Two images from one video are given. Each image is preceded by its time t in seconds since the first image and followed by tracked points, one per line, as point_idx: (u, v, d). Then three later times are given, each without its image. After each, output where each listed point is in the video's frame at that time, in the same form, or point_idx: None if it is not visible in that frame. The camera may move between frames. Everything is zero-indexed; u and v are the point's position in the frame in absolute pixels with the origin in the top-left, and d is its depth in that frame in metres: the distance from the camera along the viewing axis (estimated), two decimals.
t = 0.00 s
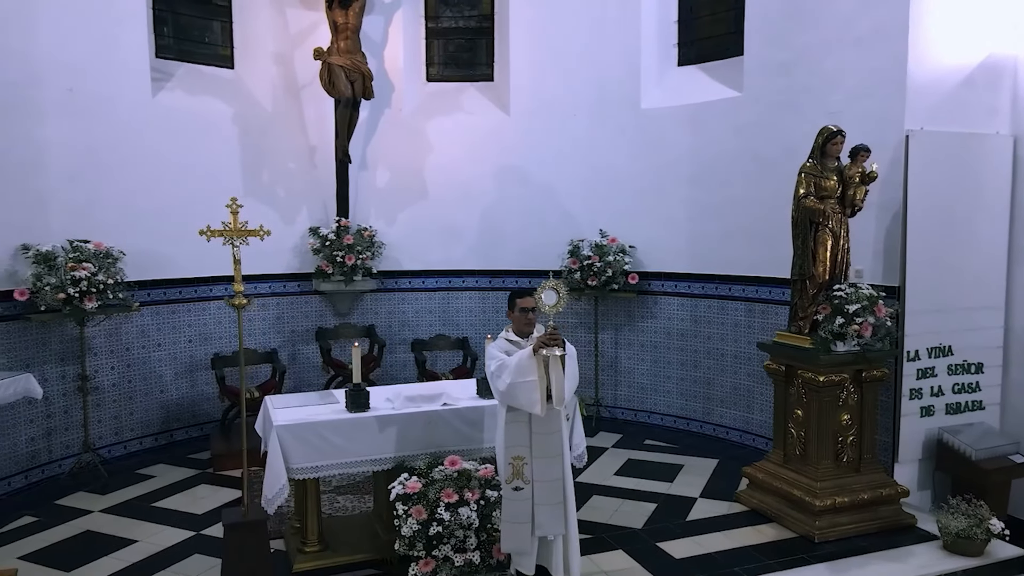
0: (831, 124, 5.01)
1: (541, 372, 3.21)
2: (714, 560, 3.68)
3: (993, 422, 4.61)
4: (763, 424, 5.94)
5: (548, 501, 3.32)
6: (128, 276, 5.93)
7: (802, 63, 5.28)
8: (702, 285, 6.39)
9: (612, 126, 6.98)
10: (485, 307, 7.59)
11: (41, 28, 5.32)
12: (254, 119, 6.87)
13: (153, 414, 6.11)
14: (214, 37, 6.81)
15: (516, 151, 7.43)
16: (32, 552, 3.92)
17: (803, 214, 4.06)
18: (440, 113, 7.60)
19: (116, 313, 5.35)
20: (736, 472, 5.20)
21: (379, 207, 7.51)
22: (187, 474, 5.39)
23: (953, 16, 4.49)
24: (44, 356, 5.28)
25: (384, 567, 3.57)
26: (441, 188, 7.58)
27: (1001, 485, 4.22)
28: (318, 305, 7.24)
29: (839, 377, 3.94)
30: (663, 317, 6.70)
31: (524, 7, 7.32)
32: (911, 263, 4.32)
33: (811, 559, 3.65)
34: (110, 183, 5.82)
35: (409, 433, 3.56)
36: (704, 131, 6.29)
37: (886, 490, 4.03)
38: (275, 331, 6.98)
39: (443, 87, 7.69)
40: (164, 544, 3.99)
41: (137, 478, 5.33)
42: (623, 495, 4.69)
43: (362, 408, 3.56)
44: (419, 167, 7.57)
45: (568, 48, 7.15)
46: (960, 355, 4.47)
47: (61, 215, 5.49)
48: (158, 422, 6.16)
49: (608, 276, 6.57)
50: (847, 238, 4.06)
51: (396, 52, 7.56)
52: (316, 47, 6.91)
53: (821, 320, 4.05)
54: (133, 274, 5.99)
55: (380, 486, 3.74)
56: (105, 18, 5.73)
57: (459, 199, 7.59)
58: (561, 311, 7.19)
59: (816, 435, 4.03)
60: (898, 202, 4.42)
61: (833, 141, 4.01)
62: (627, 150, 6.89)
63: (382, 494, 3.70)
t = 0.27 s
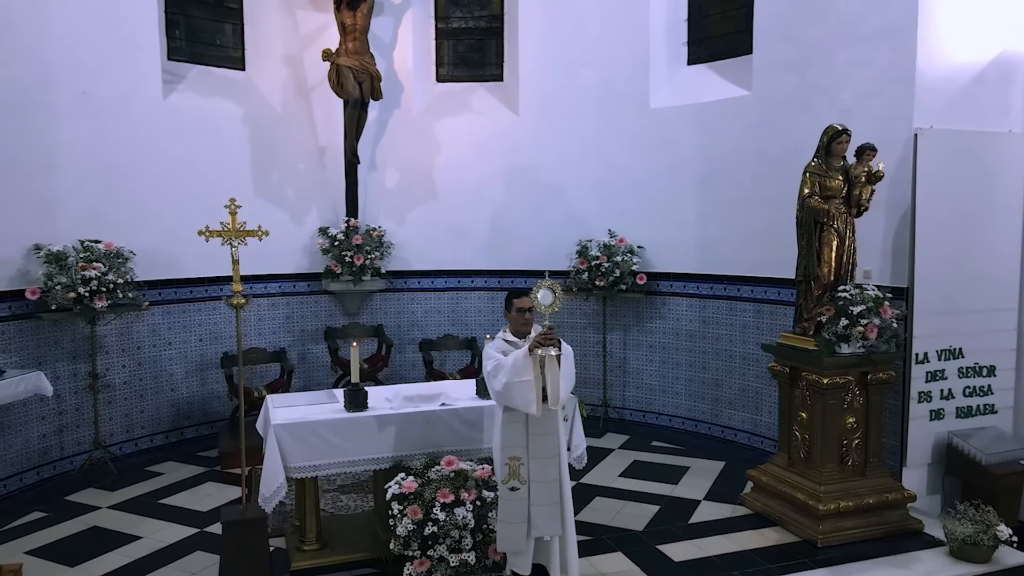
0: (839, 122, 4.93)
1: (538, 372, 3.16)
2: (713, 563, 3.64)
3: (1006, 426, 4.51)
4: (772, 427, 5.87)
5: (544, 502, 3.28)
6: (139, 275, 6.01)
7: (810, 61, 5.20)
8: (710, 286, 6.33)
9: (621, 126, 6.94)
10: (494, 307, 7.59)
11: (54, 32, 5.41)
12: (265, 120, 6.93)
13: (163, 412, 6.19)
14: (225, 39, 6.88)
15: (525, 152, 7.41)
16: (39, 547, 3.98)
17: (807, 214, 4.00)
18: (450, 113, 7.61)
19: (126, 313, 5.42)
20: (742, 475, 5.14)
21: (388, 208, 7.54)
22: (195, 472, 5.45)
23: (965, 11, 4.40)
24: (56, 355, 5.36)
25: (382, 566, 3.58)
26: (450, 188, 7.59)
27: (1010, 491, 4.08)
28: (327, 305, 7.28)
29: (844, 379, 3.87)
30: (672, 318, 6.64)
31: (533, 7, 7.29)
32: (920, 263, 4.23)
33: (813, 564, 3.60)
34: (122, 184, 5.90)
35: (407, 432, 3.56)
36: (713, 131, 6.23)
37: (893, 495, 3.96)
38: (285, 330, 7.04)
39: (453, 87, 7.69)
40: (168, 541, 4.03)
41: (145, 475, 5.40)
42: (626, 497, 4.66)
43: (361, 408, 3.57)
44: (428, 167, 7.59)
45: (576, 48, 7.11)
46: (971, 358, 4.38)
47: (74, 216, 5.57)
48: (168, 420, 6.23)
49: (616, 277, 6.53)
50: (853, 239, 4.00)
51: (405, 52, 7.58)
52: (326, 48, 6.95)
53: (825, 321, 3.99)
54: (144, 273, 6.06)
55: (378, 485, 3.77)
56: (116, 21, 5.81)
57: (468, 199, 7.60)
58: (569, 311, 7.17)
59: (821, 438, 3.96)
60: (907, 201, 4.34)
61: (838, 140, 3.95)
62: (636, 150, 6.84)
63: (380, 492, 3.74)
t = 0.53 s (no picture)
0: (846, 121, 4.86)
1: (536, 372, 3.13)
2: (713, 567, 3.61)
3: (1017, 430, 4.42)
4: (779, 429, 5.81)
5: (543, 503, 3.24)
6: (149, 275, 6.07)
7: (817, 60, 5.13)
8: (718, 287, 6.27)
9: (629, 126, 6.90)
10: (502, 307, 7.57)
11: (65, 35, 5.48)
12: (274, 121, 6.99)
13: (173, 410, 6.26)
14: (235, 41, 6.94)
15: (533, 152, 7.40)
16: (46, 543, 4.04)
17: (812, 214, 3.95)
18: (458, 114, 7.62)
19: (135, 312, 5.49)
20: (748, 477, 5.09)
21: (396, 208, 7.56)
22: (202, 470, 5.50)
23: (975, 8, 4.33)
24: (67, 353, 5.44)
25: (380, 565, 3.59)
26: (458, 189, 7.60)
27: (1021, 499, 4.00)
28: (336, 305, 7.32)
29: (848, 381, 3.82)
30: (679, 319, 6.59)
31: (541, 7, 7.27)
32: (927, 265, 4.16)
33: (814, 568, 3.56)
34: (132, 185, 5.97)
35: (405, 433, 3.57)
36: (721, 130, 6.18)
37: (898, 500, 3.90)
38: (294, 330, 7.08)
39: (461, 88, 7.69)
40: (171, 538, 4.07)
41: (154, 472, 5.46)
42: (629, 499, 4.64)
43: (359, 408, 3.59)
44: (436, 168, 7.60)
45: (584, 48, 7.08)
46: (981, 360, 4.29)
47: (84, 216, 5.64)
48: (178, 418, 6.30)
49: (623, 277, 6.50)
50: (857, 239, 3.95)
51: (413, 53, 7.60)
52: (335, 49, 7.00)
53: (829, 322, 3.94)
54: (155, 273, 6.13)
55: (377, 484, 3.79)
56: (127, 24, 5.88)
57: (476, 199, 7.60)
58: (577, 311, 7.16)
59: (825, 441, 3.91)
60: (915, 201, 4.26)
61: (842, 139, 3.88)
62: (644, 150, 6.80)
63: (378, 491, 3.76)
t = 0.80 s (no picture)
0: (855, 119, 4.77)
1: (532, 371, 3.04)
2: (711, 571, 3.57)
3: None
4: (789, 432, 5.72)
5: (542, 503, 3.16)
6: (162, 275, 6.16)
7: (826, 58, 5.05)
8: (728, 287, 6.20)
9: (639, 125, 6.85)
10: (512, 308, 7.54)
11: (80, 38, 5.58)
12: (286, 123, 7.06)
13: (185, 408, 6.33)
14: (248, 44, 7.02)
15: (543, 152, 7.38)
16: (54, 537, 4.12)
17: (816, 214, 3.89)
18: (469, 114, 7.62)
19: (146, 311, 5.57)
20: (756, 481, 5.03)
21: (407, 208, 7.59)
22: (210, 467, 5.56)
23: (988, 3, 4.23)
24: (80, 351, 5.55)
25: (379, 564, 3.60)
26: (469, 189, 7.61)
27: None
28: (347, 305, 7.37)
29: (853, 384, 3.75)
30: (689, 320, 6.53)
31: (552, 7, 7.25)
32: (938, 266, 4.07)
33: (815, 574, 3.50)
34: (146, 185, 6.07)
35: (403, 433, 3.58)
36: (731, 129, 6.11)
37: (905, 505, 3.81)
38: (305, 329, 7.14)
39: (473, 88, 7.70)
40: (176, 534, 4.13)
41: (164, 469, 5.54)
42: (633, 501, 4.61)
43: (358, 407, 3.60)
44: (447, 168, 7.62)
45: (594, 47, 7.04)
46: (995, 364, 4.18)
47: (98, 217, 5.74)
48: (190, 416, 6.38)
49: (632, 278, 6.45)
50: (865, 239, 3.87)
51: (425, 54, 7.63)
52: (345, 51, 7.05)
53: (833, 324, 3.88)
54: (168, 273, 6.23)
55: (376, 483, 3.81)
56: (140, 28, 5.98)
57: (486, 200, 7.60)
58: (587, 312, 7.13)
59: (829, 445, 3.84)
60: (924, 201, 4.17)
61: (848, 138, 3.83)
62: (654, 150, 6.75)
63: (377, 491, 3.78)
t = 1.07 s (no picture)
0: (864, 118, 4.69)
1: (528, 371, 2.95)
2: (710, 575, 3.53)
3: None
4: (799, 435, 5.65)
5: (539, 504, 3.10)
6: (173, 275, 6.23)
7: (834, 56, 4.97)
8: (737, 288, 6.13)
9: (648, 125, 6.80)
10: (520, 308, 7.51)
11: (91, 42, 5.66)
12: (296, 123, 7.12)
13: (196, 407, 6.40)
14: (259, 45, 7.08)
15: (552, 152, 7.36)
16: (62, 533, 4.19)
17: (820, 215, 3.82)
18: (478, 114, 7.62)
19: (156, 311, 5.64)
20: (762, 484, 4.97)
21: (417, 208, 7.61)
22: (218, 465, 5.62)
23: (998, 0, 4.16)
24: (92, 350, 5.63)
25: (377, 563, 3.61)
26: (478, 189, 7.61)
27: None
28: (356, 305, 7.41)
29: (857, 387, 3.69)
30: (698, 321, 6.47)
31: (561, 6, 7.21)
32: (946, 267, 3.99)
33: None
34: (157, 187, 6.15)
35: (401, 433, 3.59)
36: (740, 129, 6.05)
37: (910, 511, 3.74)
38: (314, 329, 7.19)
39: (483, 88, 7.68)
40: (180, 531, 4.18)
41: (173, 467, 5.61)
42: (636, 503, 4.58)
43: (356, 407, 3.62)
44: (456, 168, 7.62)
45: (604, 46, 7.00)
46: (1006, 367, 4.09)
47: (109, 218, 5.82)
48: (202, 414, 6.45)
49: (640, 279, 6.40)
50: (871, 240, 3.81)
51: (434, 54, 7.63)
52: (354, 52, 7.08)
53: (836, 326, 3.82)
54: (179, 273, 6.30)
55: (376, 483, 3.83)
56: (151, 31, 6.06)
57: (495, 200, 7.59)
58: (595, 313, 7.11)
59: (832, 448, 3.78)
60: (933, 201, 4.09)
61: (853, 137, 3.77)
62: (664, 150, 6.70)
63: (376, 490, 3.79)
